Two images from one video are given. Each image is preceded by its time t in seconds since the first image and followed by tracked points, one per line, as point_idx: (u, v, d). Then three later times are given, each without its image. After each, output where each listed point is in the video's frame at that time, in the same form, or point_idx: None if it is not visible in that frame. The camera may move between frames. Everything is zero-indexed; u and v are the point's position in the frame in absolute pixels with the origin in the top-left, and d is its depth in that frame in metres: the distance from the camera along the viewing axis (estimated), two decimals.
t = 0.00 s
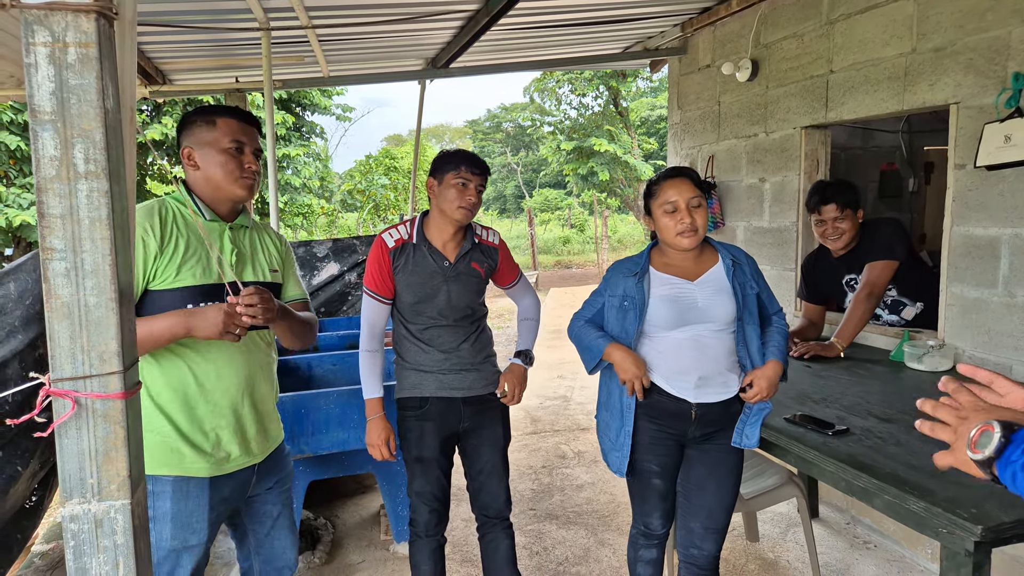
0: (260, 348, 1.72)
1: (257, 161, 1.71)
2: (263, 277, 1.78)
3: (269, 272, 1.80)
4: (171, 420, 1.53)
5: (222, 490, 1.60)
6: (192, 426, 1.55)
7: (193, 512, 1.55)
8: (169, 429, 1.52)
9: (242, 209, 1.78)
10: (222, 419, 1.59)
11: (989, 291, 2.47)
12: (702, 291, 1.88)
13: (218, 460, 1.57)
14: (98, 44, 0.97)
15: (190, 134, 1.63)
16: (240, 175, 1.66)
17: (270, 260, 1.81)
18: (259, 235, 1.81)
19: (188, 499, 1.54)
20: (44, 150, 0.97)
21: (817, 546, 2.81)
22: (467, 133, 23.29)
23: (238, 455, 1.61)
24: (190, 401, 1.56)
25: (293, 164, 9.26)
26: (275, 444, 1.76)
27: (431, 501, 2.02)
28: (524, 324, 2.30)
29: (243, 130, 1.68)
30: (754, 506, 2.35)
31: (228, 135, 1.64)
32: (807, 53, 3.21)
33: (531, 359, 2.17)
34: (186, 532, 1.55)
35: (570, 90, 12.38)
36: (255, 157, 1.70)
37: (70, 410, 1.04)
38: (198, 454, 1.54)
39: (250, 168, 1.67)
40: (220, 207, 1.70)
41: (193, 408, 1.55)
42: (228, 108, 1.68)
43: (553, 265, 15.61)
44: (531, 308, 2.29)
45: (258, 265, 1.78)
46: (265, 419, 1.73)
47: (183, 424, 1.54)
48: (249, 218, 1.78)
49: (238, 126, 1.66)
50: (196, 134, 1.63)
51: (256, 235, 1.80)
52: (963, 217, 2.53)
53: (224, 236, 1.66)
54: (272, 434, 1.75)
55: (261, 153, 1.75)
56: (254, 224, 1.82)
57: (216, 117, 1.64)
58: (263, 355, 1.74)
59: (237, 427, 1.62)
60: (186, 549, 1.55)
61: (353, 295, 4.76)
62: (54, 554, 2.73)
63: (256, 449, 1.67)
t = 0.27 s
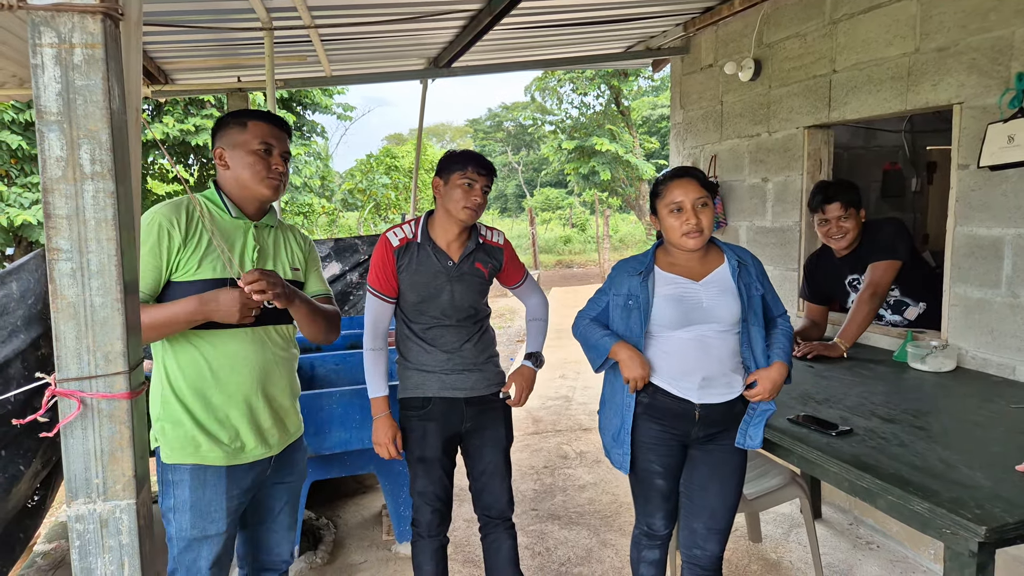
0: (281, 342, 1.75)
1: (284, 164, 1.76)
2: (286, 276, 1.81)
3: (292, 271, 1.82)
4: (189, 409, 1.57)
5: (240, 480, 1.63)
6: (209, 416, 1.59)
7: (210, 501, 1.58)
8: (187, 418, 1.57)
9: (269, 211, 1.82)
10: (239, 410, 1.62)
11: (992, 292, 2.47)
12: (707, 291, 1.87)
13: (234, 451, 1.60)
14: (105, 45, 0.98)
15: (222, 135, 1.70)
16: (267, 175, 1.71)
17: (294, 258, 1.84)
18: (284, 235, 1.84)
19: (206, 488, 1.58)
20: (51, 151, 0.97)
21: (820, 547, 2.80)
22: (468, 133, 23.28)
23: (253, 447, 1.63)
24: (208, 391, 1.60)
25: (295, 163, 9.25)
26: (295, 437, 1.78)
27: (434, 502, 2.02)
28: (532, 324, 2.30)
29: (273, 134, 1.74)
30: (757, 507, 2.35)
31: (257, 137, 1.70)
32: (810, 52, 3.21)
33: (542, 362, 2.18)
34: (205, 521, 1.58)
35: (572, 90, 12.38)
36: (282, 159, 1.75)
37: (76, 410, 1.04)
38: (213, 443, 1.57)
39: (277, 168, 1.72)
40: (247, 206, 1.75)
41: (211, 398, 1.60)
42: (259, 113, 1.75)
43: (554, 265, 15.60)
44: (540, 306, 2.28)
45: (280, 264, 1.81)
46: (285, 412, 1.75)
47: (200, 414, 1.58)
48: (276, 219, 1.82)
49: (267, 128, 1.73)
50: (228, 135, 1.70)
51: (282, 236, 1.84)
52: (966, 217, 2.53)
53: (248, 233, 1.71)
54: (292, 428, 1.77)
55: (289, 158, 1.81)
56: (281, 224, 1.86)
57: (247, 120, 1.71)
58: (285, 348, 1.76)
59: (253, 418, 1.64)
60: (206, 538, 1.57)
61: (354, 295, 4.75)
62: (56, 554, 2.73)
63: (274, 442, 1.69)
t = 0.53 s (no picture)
0: (293, 342, 1.77)
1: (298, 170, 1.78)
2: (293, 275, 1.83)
3: (300, 269, 1.84)
4: (203, 406, 1.61)
5: (250, 476, 1.65)
6: (222, 413, 1.62)
7: (221, 496, 1.61)
8: (200, 415, 1.60)
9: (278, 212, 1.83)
10: (250, 409, 1.65)
11: (995, 292, 2.47)
12: (712, 291, 1.87)
13: (245, 448, 1.63)
14: (109, 44, 0.99)
15: (240, 137, 1.70)
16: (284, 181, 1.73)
17: (303, 257, 1.86)
18: (293, 233, 1.85)
19: (217, 483, 1.61)
20: (56, 150, 0.98)
21: (822, 547, 2.81)
22: (469, 132, 23.27)
23: (264, 445, 1.66)
24: (220, 390, 1.63)
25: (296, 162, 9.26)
26: (304, 434, 1.81)
27: (436, 501, 2.02)
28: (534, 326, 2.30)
29: (291, 141, 1.75)
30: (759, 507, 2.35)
31: (278, 144, 1.72)
32: (812, 52, 3.20)
33: (542, 363, 2.18)
34: (215, 515, 1.61)
35: (573, 89, 12.40)
36: (298, 168, 1.78)
37: (81, 408, 1.04)
38: (226, 441, 1.60)
39: (294, 175, 1.74)
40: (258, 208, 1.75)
41: (224, 396, 1.63)
42: (277, 119, 1.76)
43: (555, 265, 15.60)
44: (542, 309, 2.29)
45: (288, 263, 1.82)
46: (295, 411, 1.78)
47: (213, 411, 1.61)
48: (285, 219, 1.83)
49: (286, 136, 1.74)
50: (247, 139, 1.69)
51: (292, 235, 1.85)
52: (969, 217, 2.53)
53: (254, 235, 1.72)
54: (302, 427, 1.80)
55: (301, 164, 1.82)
56: (289, 224, 1.87)
57: (267, 126, 1.71)
58: (297, 348, 1.79)
59: (263, 417, 1.67)
60: (215, 533, 1.60)
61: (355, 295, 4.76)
62: (59, 552, 2.73)
63: (284, 440, 1.72)
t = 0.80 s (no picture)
0: (306, 340, 1.81)
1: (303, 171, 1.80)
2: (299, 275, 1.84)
3: (306, 269, 1.85)
4: (216, 401, 1.64)
5: (260, 470, 1.69)
6: (235, 409, 1.65)
7: (232, 488, 1.64)
8: (214, 409, 1.64)
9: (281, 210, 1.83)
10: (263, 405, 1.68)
11: (997, 290, 2.47)
12: (714, 290, 1.87)
13: (257, 443, 1.67)
14: (113, 45, 1.00)
15: (246, 138, 1.71)
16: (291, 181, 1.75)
17: (309, 256, 1.86)
18: (299, 233, 1.86)
19: (228, 475, 1.64)
20: (60, 151, 0.99)
21: (824, 546, 2.81)
22: (470, 132, 23.27)
23: (276, 440, 1.70)
24: (234, 385, 1.66)
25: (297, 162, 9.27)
26: (312, 430, 1.85)
27: (438, 500, 2.03)
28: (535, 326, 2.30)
29: (297, 143, 1.78)
30: (761, 505, 2.36)
31: (286, 145, 1.74)
32: (814, 51, 3.20)
33: (542, 362, 2.19)
34: (226, 507, 1.64)
35: (574, 88, 12.40)
36: (304, 169, 1.80)
37: (85, 407, 1.05)
38: (239, 435, 1.63)
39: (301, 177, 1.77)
40: (263, 207, 1.76)
41: (237, 391, 1.66)
42: (283, 121, 1.78)
43: (556, 264, 15.60)
44: (543, 308, 2.29)
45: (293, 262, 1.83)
46: (306, 408, 1.82)
47: (227, 406, 1.65)
48: (290, 218, 1.84)
49: (293, 138, 1.77)
50: (254, 140, 1.71)
51: (297, 233, 1.85)
52: (971, 215, 2.53)
53: (260, 237, 1.73)
54: (311, 423, 1.84)
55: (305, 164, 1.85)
56: (295, 222, 1.87)
57: (275, 127, 1.74)
58: (309, 346, 1.83)
59: (275, 413, 1.71)
60: (225, 523, 1.63)
61: (357, 295, 4.75)
62: (62, 551, 2.74)
63: (295, 436, 1.76)
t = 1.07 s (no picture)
0: (319, 336, 1.83)
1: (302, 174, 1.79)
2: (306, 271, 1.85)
3: (314, 266, 1.86)
4: (235, 395, 1.67)
5: (276, 461, 1.72)
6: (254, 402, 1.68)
7: (249, 478, 1.67)
8: (233, 402, 1.67)
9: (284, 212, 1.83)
10: (281, 399, 1.71)
11: (1002, 290, 2.46)
12: (719, 290, 1.87)
13: (275, 435, 1.69)
14: (122, 44, 1.07)
15: (244, 144, 1.70)
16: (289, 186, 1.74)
17: (314, 252, 1.87)
18: (303, 230, 1.87)
19: (246, 466, 1.66)
20: (71, 150, 1.07)
21: (828, 546, 2.80)
22: (473, 131, 23.27)
23: (292, 433, 1.72)
24: (252, 380, 1.69)
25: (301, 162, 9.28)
26: (327, 424, 1.87)
27: (442, 499, 2.03)
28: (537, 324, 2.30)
29: (294, 146, 1.76)
30: (765, 505, 2.35)
31: (283, 150, 1.72)
32: (818, 50, 3.20)
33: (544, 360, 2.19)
34: (243, 496, 1.66)
35: (577, 88, 12.39)
36: (303, 172, 1.79)
37: (94, 406, 1.14)
38: (257, 427, 1.66)
39: (299, 181, 1.76)
40: (265, 211, 1.76)
41: (255, 386, 1.69)
42: (281, 123, 1.77)
43: (559, 264, 15.59)
44: (546, 306, 2.29)
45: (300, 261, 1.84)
46: (321, 403, 1.84)
47: (246, 399, 1.68)
48: (293, 217, 1.85)
49: (291, 141, 1.75)
50: (252, 145, 1.70)
51: (300, 231, 1.86)
52: (976, 215, 2.52)
53: (267, 240, 1.75)
54: (325, 418, 1.87)
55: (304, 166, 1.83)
56: (297, 220, 1.88)
57: (272, 132, 1.72)
58: (323, 343, 1.85)
59: (291, 406, 1.73)
60: (242, 512, 1.65)
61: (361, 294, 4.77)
62: (67, 549, 2.75)
63: (311, 429, 1.78)
